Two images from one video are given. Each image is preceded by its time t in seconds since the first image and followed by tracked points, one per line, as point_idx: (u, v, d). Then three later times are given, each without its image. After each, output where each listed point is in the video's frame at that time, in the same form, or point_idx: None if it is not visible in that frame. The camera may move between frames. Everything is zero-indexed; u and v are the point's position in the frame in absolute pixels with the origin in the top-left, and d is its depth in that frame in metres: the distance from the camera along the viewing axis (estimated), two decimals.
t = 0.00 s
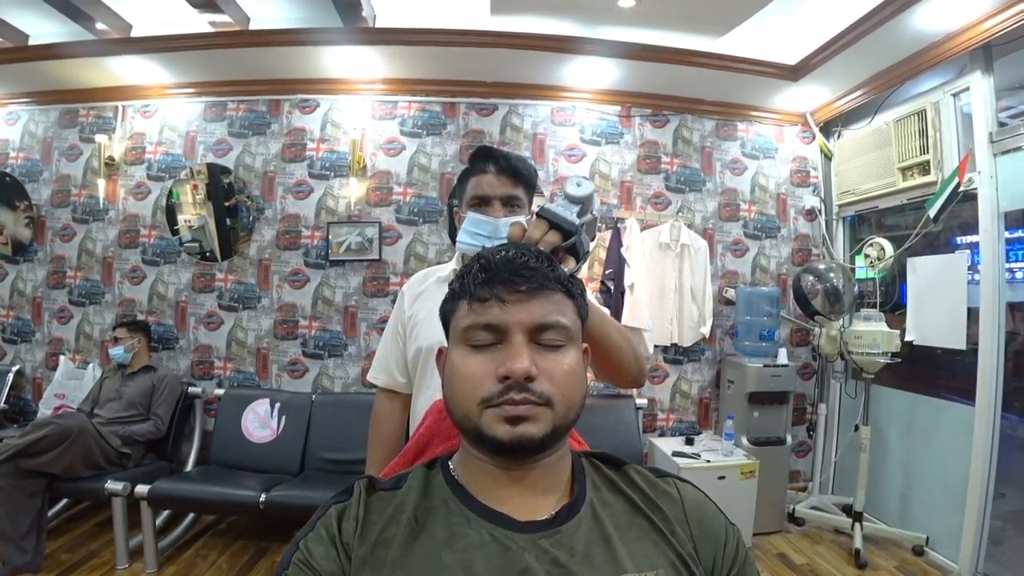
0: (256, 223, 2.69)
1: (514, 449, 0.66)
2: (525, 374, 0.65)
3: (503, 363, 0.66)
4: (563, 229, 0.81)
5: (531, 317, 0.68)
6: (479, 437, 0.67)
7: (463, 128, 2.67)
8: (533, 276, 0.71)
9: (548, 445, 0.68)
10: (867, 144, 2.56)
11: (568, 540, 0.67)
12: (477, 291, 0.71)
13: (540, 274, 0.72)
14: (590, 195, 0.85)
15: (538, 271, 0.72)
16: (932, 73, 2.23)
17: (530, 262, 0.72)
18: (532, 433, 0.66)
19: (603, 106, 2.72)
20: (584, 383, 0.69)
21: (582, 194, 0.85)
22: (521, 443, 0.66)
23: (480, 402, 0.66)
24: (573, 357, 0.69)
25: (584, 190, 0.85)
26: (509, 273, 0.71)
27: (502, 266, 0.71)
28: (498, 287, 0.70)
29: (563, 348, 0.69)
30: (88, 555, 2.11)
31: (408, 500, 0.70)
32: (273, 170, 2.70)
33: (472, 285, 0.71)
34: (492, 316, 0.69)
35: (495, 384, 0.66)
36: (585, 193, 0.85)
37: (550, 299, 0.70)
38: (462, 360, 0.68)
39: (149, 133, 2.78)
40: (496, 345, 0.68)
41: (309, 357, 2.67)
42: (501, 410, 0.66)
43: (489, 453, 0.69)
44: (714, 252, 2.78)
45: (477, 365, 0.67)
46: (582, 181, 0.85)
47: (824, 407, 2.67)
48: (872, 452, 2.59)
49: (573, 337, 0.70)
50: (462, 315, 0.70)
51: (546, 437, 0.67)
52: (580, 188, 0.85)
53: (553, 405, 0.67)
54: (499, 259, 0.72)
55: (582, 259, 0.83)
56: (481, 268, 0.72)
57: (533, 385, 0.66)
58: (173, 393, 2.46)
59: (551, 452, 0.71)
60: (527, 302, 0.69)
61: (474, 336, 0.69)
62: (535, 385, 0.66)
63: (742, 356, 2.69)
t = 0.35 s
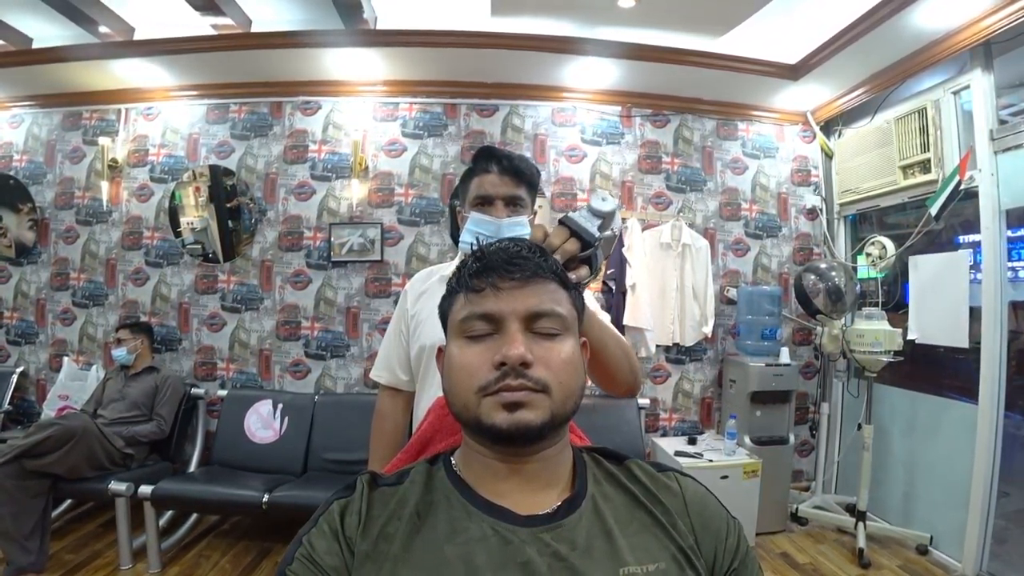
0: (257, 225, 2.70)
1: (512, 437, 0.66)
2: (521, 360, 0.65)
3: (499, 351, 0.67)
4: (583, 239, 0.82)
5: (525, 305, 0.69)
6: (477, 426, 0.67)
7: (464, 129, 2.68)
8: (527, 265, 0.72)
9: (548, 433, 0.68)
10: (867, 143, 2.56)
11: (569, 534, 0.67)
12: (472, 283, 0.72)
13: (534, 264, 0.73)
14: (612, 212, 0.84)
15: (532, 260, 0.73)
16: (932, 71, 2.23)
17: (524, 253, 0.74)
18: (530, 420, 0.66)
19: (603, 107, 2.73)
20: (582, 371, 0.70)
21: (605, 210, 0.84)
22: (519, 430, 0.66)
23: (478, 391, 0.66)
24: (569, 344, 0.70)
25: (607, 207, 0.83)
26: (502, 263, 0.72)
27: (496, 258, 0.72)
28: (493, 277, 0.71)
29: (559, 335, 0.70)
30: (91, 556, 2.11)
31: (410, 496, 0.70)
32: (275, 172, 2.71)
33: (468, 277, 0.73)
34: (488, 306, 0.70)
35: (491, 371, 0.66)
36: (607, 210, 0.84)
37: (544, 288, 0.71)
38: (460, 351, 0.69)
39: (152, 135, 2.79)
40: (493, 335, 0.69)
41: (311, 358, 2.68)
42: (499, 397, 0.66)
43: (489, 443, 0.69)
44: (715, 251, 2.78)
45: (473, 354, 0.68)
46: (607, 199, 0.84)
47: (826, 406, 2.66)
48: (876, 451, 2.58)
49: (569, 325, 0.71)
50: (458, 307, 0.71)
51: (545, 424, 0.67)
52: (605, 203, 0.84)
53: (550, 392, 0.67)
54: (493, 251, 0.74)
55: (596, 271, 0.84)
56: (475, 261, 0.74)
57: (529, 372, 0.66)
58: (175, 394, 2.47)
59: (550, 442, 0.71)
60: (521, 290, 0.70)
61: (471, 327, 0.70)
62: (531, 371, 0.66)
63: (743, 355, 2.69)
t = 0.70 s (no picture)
0: (260, 226, 2.71)
1: (514, 437, 0.66)
2: (520, 360, 0.65)
3: (498, 352, 0.67)
4: (594, 259, 0.81)
5: (522, 305, 0.69)
6: (479, 427, 0.67)
7: (466, 131, 2.69)
8: (523, 265, 0.72)
9: (549, 432, 0.68)
10: (870, 145, 2.56)
11: (570, 535, 0.67)
12: (468, 285, 0.72)
13: (529, 264, 0.73)
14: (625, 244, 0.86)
15: (527, 260, 0.73)
16: (934, 73, 2.23)
17: (518, 253, 0.74)
18: (532, 420, 0.66)
19: (605, 109, 2.73)
20: (581, 369, 0.70)
21: (620, 239, 0.86)
22: (521, 430, 0.66)
23: (479, 392, 0.66)
24: (568, 343, 0.70)
25: (622, 236, 0.85)
26: (497, 264, 0.72)
27: (492, 259, 0.72)
28: (489, 279, 0.71)
29: (557, 334, 0.70)
30: (93, 557, 2.11)
31: (411, 497, 0.70)
32: (277, 173, 2.72)
33: (463, 280, 0.73)
34: (484, 308, 0.69)
35: (491, 372, 0.66)
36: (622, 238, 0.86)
37: (539, 287, 0.71)
38: (459, 353, 0.69)
39: (155, 137, 2.80)
40: (491, 336, 0.69)
41: (313, 359, 2.68)
42: (500, 398, 0.66)
43: (490, 444, 0.69)
44: (717, 253, 2.78)
45: (473, 356, 0.68)
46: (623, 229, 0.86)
47: (829, 408, 2.65)
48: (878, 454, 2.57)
49: (566, 323, 0.71)
50: (455, 309, 0.71)
51: (547, 423, 0.67)
52: (621, 231, 0.85)
53: (551, 391, 0.67)
54: (488, 252, 0.74)
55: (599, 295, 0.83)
56: (470, 264, 0.74)
57: (529, 371, 0.66)
58: (177, 395, 2.47)
59: (551, 442, 0.71)
60: (517, 290, 0.70)
61: (469, 329, 0.70)
62: (531, 371, 0.66)
63: (745, 357, 2.69)
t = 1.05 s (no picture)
0: (262, 226, 2.71)
1: (515, 444, 0.66)
2: (519, 366, 0.65)
3: (496, 359, 0.67)
4: (610, 292, 0.78)
5: (519, 310, 0.69)
6: (479, 433, 0.67)
7: (468, 132, 2.69)
8: (519, 270, 0.72)
9: (550, 437, 0.68)
10: (872, 149, 2.56)
11: (571, 537, 0.67)
12: (464, 291, 0.71)
13: (524, 267, 0.72)
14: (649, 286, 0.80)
15: (522, 263, 0.73)
16: (937, 77, 2.23)
17: (513, 257, 0.73)
18: (532, 426, 0.66)
19: (607, 111, 2.73)
20: (580, 373, 0.70)
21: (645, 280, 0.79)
22: (521, 436, 0.66)
23: (478, 399, 0.66)
24: (566, 347, 0.70)
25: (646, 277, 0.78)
26: (493, 269, 0.72)
27: (487, 264, 0.72)
28: (485, 284, 0.71)
29: (555, 338, 0.70)
30: (92, 555, 2.11)
31: (412, 498, 0.70)
32: (280, 173, 2.72)
33: (459, 285, 0.72)
34: (481, 314, 0.69)
35: (490, 379, 0.66)
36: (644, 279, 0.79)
37: (536, 291, 0.71)
38: (457, 360, 0.68)
39: (158, 136, 2.80)
40: (489, 342, 0.69)
41: (313, 359, 2.68)
42: (499, 405, 0.66)
43: (490, 450, 0.69)
44: (719, 256, 2.78)
45: (471, 363, 0.68)
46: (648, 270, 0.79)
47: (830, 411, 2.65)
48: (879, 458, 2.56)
49: (564, 327, 0.71)
50: (452, 316, 0.71)
51: (547, 429, 0.67)
52: (649, 274, 0.79)
53: (550, 396, 0.67)
54: (484, 257, 0.73)
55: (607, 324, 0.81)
56: (465, 269, 0.74)
57: (527, 377, 0.66)
58: (178, 394, 2.47)
59: (551, 446, 0.71)
60: (514, 295, 0.70)
61: (466, 335, 0.69)
62: (529, 377, 0.66)
63: (746, 360, 2.68)
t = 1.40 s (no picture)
0: (263, 227, 2.72)
1: (517, 443, 0.66)
2: (520, 365, 0.65)
3: (498, 358, 0.67)
4: (609, 326, 0.77)
5: (520, 309, 0.69)
6: (481, 433, 0.67)
7: (470, 134, 2.70)
8: (520, 269, 0.72)
9: (552, 436, 0.68)
10: (873, 151, 2.56)
11: (573, 537, 0.67)
12: (466, 290, 0.72)
13: (525, 266, 0.73)
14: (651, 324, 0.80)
15: (523, 263, 0.73)
16: (938, 79, 2.24)
17: (514, 256, 0.74)
18: (534, 425, 0.66)
19: (608, 113, 2.74)
20: (582, 372, 0.70)
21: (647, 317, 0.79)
22: (523, 435, 0.66)
23: (480, 398, 0.66)
24: (568, 345, 0.70)
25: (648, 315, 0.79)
26: (494, 269, 0.72)
27: (489, 264, 0.72)
28: (486, 283, 0.71)
29: (556, 337, 0.70)
30: (92, 556, 2.11)
31: (413, 498, 0.70)
32: (281, 174, 2.72)
33: (460, 285, 0.73)
34: (483, 313, 0.69)
35: (492, 378, 0.66)
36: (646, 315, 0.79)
37: (537, 290, 0.71)
38: (459, 359, 0.69)
39: (160, 137, 2.81)
40: (490, 341, 0.69)
41: (314, 360, 2.68)
42: (502, 404, 0.66)
43: (492, 450, 0.69)
44: (720, 258, 2.78)
45: (473, 363, 0.68)
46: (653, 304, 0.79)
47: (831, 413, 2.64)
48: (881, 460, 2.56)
49: (565, 326, 0.71)
50: (454, 315, 0.71)
51: (549, 428, 0.67)
52: (653, 312, 0.79)
53: (552, 395, 0.67)
54: (485, 257, 0.74)
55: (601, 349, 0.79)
56: (466, 269, 0.74)
57: (529, 376, 0.66)
58: (179, 394, 2.47)
59: (553, 445, 0.71)
60: (515, 295, 0.70)
61: (468, 335, 0.70)
62: (531, 376, 0.66)
63: (748, 362, 2.68)
